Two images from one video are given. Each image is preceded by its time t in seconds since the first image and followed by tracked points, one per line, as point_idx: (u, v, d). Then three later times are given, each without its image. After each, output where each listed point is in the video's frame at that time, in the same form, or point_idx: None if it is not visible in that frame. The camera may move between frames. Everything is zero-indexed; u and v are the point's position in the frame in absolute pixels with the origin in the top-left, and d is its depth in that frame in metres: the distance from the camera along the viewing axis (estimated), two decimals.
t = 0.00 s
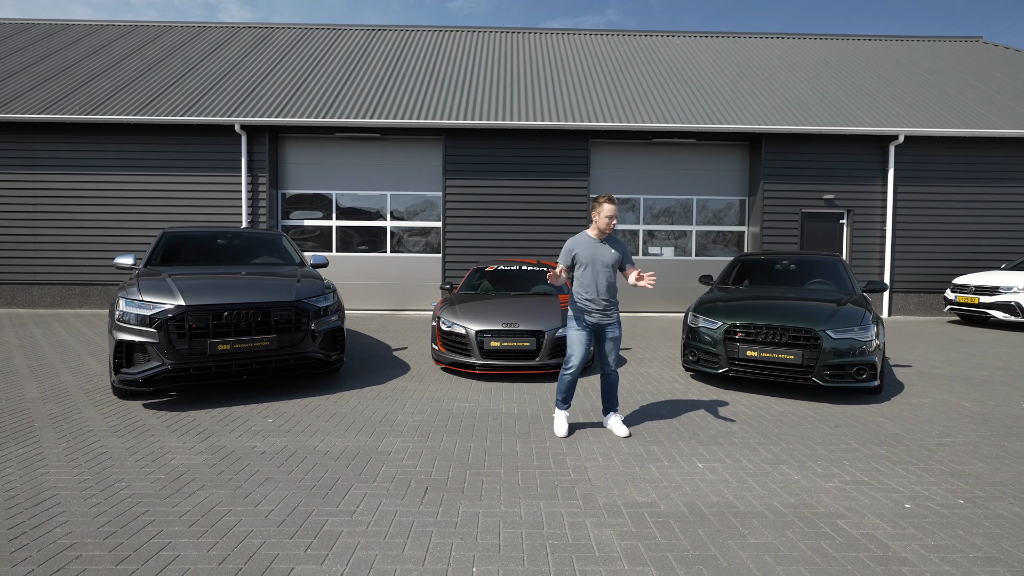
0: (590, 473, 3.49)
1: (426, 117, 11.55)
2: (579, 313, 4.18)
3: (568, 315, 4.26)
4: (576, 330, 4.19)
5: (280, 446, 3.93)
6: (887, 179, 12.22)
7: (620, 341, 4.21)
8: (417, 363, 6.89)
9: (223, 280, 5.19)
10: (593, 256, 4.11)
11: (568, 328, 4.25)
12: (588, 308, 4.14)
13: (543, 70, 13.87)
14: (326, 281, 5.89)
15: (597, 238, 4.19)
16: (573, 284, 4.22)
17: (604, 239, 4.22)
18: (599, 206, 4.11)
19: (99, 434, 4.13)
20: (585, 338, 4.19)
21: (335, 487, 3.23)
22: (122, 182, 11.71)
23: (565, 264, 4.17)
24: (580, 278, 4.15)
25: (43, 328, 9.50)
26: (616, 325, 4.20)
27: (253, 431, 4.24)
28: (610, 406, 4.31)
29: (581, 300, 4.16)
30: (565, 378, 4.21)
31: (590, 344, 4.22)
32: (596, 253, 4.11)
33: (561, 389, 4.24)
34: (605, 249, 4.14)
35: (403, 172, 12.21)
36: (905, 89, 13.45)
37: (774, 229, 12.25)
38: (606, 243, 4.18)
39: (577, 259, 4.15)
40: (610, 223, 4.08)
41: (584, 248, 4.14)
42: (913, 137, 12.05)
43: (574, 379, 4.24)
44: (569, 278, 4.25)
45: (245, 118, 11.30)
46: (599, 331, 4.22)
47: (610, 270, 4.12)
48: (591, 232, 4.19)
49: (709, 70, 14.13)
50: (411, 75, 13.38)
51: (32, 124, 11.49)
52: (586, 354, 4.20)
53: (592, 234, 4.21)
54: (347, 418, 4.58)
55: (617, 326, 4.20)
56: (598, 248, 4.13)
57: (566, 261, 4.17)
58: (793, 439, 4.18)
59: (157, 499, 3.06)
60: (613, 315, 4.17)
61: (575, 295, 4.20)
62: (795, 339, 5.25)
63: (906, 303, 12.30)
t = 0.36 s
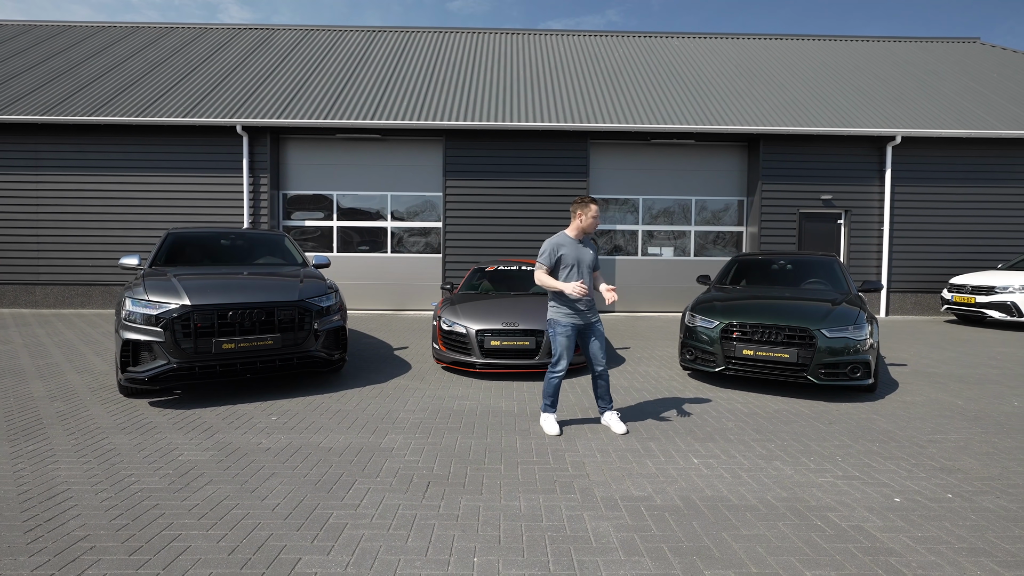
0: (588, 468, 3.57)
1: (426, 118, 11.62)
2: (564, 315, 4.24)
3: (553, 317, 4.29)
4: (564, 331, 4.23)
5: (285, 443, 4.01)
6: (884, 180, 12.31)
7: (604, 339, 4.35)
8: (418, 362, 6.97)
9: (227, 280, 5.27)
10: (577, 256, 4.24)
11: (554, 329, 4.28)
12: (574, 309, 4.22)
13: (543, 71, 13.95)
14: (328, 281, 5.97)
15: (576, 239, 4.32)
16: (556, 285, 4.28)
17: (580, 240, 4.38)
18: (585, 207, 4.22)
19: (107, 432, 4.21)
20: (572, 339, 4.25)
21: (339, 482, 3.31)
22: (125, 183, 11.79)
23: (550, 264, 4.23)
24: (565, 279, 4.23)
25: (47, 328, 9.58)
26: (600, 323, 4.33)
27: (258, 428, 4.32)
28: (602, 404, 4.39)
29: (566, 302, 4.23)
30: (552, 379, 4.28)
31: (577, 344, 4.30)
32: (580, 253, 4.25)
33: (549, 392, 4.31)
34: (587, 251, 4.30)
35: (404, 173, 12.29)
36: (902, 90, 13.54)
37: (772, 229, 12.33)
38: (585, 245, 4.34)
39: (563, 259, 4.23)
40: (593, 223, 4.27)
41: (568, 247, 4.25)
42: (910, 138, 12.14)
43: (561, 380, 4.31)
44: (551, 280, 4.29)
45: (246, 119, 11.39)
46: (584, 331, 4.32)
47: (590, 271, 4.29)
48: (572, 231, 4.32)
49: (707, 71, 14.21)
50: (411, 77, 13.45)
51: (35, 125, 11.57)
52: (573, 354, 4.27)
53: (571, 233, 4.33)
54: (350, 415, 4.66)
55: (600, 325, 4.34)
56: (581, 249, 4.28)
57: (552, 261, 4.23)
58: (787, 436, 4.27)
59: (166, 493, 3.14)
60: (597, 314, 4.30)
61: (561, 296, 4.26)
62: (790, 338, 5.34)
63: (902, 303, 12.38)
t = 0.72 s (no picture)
0: (587, 464, 3.63)
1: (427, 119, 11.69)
2: (557, 314, 4.36)
3: (545, 317, 4.37)
4: (558, 330, 4.36)
5: (289, 440, 4.07)
6: (882, 180, 12.37)
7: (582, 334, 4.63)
8: (419, 362, 7.04)
9: (230, 280, 5.33)
10: (567, 256, 4.44)
11: (547, 329, 4.37)
12: (564, 308, 4.38)
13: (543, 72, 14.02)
14: (330, 281, 6.03)
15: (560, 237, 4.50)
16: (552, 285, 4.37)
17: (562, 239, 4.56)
18: (576, 209, 4.43)
19: (113, 429, 4.28)
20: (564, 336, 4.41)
21: (342, 478, 3.37)
22: (127, 183, 11.85)
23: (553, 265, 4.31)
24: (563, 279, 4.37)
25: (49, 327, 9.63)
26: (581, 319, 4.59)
27: (262, 426, 4.39)
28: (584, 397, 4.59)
29: (559, 301, 4.37)
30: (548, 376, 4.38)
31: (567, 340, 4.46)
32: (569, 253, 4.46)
33: (546, 391, 4.38)
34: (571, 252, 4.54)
35: (405, 174, 12.36)
36: (901, 90, 13.60)
37: (771, 230, 12.39)
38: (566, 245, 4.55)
39: (561, 260, 4.37)
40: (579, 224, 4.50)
41: (562, 247, 4.41)
42: (908, 139, 12.20)
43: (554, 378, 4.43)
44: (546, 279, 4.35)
45: (248, 120, 11.45)
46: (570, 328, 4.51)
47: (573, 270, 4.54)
48: (559, 230, 4.48)
49: (706, 72, 14.28)
50: (411, 78, 13.51)
51: (37, 126, 11.63)
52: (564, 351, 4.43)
53: (559, 231, 4.49)
54: (353, 414, 4.73)
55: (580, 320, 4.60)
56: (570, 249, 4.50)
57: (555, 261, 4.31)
58: (783, 434, 4.33)
59: (173, 489, 3.20)
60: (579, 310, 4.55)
61: (555, 297, 4.37)
62: (787, 337, 5.40)
63: (900, 303, 12.45)
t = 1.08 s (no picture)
0: (587, 463, 3.68)
1: (428, 120, 11.73)
2: (554, 313, 4.42)
3: (543, 316, 4.42)
4: (554, 329, 4.42)
5: (292, 438, 4.12)
6: (881, 181, 12.42)
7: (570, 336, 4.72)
8: (420, 361, 7.09)
9: (233, 280, 5.38)
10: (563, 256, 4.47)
11: (543, 327, 4.43)
12: (561, 307, 4.44)
13: (543, 73, 14.06)
14: (332, 281, 6.07)
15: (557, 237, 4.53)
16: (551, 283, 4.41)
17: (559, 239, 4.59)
18: (572, 210, 4.48)
19: (118, 428, 4.33)
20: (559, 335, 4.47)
21: (346, 476, 3.42)
22: (129, 184, 11.89)
23: (552, 265, 4.35)
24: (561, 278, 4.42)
25: (53, 327, 9.67)
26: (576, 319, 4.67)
27: (265, 424, 4.43)
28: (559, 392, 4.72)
29: (557, 301, 4.42)
30: (542, 374, 4.44)
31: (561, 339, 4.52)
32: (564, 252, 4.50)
33: (542, 388, 4.47)
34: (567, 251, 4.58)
35: (405, 174, 12.41)
36: (900, 91, 13.64)
37: (770, 230, 12.43)
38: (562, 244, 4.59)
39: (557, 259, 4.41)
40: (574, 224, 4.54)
41: (558, 246, 4.46)
42: (907, 139, 12.24)
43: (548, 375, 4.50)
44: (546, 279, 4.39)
45: (249, 121, 11.50)
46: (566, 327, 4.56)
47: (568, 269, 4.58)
48: (555, 230, 4.52)
49: (706, 72, 14.33)
50: (412, 78, 13.56)
51: (40, 127, 11.68)
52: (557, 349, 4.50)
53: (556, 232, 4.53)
54: (355, 412, 4.78)
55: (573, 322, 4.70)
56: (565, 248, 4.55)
57: (553, 261, 4.35)
58: (781, 432, 4.37)
59: (179, 486, 3.25)
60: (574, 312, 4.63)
61: (553, 296, 4.42)
62: (785, 337, 5.45)
63: (899, 303, 12.50)
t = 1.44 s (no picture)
0: (587, 462, 3.71)
1: (428, 120, 11.77)
2: (553, 311, 4.46)
3: (541, 313, 4.48)
4: (552, 326, 4.47)
5: (295, 437, 4.16)
6: (880, 181, 12.45)
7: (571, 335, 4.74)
8: (421, 361, 7.12)
9: (236, 281, 5.41)
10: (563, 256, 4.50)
11: (542, 324, 4.49)
12: (560, 305, 4.48)
13: (543, 74, 14.09)
14: (334, 281, 6.11)
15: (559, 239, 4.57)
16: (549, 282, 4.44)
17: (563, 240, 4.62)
18: (573, 213, 4.50)
19: (122, 427, 4.36)
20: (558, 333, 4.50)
21: (348, 475, 3.45)
22: (130, 184, 11.93)
23: (547, 264, 4.40)
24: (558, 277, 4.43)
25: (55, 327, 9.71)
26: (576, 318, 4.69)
27: (268, 424, 4.47)
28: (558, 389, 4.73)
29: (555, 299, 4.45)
30: (542, 371, 4.49)
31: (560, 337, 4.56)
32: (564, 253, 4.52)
33: (542, 385, 4.52)
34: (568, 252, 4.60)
35: (406, 175, 12.44)
36: (899, 91, 13.66)
37: (770, 230, 12.46)
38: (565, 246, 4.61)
39: (555, 258, 4.45)
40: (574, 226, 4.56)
41: (557, 247, 4.49)
42: (907, 140, 12.26)
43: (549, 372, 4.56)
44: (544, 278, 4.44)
45: (251, 122, 11.54)
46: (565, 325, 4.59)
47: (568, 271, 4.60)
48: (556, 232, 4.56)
49: (706, 73, 14.36)
50: (412, 79, 13.60)
51: (41, 128, 11.72)
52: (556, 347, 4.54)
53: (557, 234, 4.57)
54: (357, 412, 4.81)
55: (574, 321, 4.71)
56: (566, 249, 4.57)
57: (549, 260, 4.40)
58: (780, 431, 4.41)
59: (183, 484, 3.29)
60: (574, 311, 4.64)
61: (551, 293, 4.46)
62: (784, 337, 5.48)
63: (898, 303, 12.53)
